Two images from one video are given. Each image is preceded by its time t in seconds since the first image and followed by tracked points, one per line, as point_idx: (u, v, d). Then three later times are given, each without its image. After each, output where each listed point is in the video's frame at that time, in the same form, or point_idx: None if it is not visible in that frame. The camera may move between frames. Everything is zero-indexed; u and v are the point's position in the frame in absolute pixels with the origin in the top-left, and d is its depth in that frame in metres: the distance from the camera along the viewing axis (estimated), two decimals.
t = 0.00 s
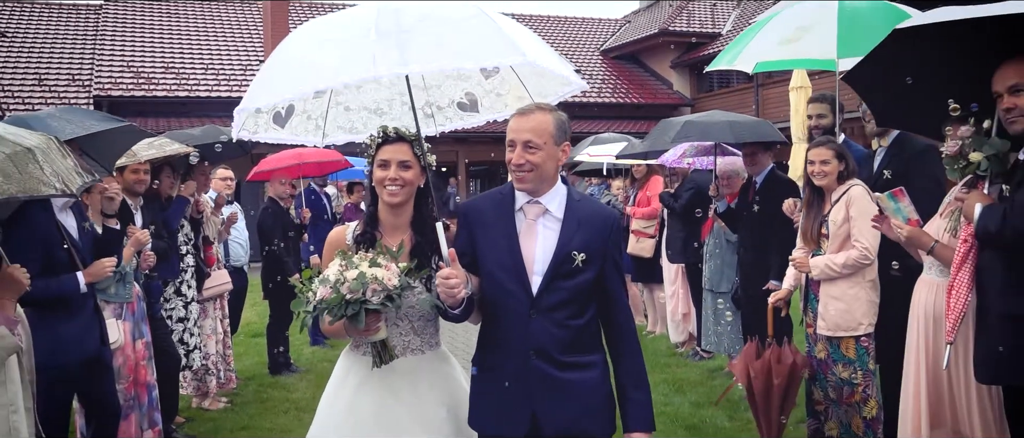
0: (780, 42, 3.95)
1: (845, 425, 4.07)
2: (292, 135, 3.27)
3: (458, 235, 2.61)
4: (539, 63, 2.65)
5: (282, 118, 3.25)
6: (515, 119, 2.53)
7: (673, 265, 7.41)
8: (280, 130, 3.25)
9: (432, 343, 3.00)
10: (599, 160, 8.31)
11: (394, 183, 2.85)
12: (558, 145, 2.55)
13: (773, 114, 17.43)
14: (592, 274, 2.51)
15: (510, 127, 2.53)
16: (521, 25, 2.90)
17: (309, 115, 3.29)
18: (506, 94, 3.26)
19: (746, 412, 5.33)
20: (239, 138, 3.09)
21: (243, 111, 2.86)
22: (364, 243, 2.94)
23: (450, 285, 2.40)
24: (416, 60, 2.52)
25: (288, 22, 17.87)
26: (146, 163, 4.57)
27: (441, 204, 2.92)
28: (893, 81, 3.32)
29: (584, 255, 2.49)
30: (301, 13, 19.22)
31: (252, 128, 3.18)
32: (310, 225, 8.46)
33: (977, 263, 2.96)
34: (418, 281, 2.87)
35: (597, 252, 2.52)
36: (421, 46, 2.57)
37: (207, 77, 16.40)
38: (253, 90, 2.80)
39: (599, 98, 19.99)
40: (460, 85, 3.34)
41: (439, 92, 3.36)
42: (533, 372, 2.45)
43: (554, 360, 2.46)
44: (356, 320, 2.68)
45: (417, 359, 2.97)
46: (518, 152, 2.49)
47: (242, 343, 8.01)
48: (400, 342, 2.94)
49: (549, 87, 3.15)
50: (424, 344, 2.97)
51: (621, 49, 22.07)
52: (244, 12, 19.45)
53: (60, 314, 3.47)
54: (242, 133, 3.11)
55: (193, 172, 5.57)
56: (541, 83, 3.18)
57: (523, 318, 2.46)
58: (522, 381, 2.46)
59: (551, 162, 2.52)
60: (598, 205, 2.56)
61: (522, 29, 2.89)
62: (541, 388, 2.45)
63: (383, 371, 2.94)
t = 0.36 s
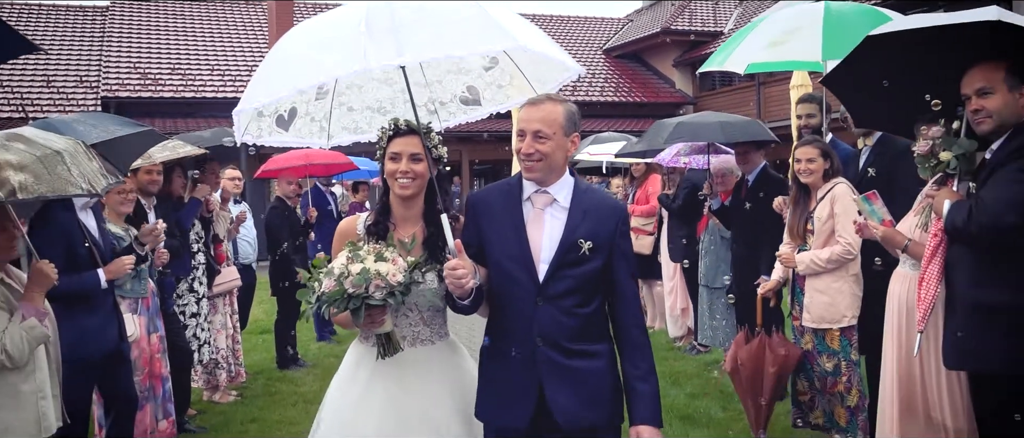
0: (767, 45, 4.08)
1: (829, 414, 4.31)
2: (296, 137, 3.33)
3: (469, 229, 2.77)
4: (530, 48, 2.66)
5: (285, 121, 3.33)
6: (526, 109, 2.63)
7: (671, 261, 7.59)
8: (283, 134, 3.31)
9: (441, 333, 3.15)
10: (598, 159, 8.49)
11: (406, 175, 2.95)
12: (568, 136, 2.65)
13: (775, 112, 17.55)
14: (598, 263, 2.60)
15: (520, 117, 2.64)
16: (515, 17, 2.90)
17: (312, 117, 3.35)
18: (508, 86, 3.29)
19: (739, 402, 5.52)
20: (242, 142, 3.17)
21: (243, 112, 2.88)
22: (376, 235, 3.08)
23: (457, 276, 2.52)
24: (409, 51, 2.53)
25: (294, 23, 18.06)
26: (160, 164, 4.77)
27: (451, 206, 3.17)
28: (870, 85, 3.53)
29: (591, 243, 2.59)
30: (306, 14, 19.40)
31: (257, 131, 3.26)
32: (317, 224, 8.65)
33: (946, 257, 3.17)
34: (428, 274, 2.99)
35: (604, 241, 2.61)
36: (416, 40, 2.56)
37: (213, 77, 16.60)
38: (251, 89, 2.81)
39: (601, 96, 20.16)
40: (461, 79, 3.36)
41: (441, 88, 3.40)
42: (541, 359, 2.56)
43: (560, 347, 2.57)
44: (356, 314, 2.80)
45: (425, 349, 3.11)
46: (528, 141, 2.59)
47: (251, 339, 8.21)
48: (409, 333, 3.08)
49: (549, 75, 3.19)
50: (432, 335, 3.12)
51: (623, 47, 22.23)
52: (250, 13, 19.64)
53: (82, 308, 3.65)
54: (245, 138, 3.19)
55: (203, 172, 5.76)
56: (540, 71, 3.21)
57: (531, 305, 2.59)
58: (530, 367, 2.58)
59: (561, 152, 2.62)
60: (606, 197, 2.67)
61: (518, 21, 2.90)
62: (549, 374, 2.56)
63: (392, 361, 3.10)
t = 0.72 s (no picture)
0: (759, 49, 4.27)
1: (818, 403, 4.45)
2: (301, 131, 3.34)
3: (478, 221, 2.89)
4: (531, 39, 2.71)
5: (290, 116, 3.32)
6: (532, 101, 2.75)
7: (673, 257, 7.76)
8: (288, 128, 3.31)
9: (450, 326, 3.27)
10: (603, 158, 8.68)
11: (413, 172, 3.07)
12: (573, 128, 2.77)
13: (781, 110, 17.69)
14: (606, 252, 2.71)
15: (526, 110, 2.75)
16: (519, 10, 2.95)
17: (316, 111, 3.37)
18: (509, 76, 3.30)
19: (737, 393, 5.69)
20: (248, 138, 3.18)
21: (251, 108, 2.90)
22: (383, 229, 3.24)
23: (464, 266, 2.63)
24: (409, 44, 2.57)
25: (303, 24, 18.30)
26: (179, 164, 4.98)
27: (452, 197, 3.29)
28: (855, 91, 3.72)
29: (598, 232, 2.71)
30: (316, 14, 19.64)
31: (262, 127, 3.28)
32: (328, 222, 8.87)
33: (924, 248, 3.38)
34: (436, 267, 3.10)
35: (611, 233, 2.72)
36: (417, 33, 2.60)
37: (225, 78, 16.85)
38: (259, 86, 2.86)
39: (609, 95, 20.33)
40: (463, 71, 3.38)
41: (442, 80, 3.42)
42: (551, 350, 2.68)
43: (570, 335, 2.68)
44: (366, 304, 2.96)
45: (435, 341, 3.24)
46: (534, 133, 2.70)
47: (264, 334, 8.43)
48: (419, 326, 3.20)
49: (549, 64, 3.24)
50: (441, 328, 3.24)
51: (630, 46, 22.40)
52: (260, 13, 19.89)
53: (108, 301, 3.86)
54: (250, 133, 3.21)
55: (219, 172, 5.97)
56: (543, 61, 3.25)
57: (542, 294, 2.69)
58: (540, 354, 2.70)
59: (566, 144, 2.74)
60: (612, 188, 2.79)
61: (524, 15, 2.94)
62: (558, 363, 2.67)
63: (402, 354, 3.22)
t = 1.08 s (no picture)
0: (758, 53, 4.43)
1: (817, 394, 4.60)
2: (314, 136, 3.46)
3: (490, 226, 2.92)
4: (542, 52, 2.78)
5: (303, 121, 3.45)
6: (539, 105, 2.78)
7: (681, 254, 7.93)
8: (301, 134, 3.45)
9: (461, 331, 3.36)
10: (613, 156, 8.85)
11: (422, 180, 3.14)
12: (581, 129, 2.80)
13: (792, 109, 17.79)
14: (616, 256, 2.73)
15: (534, 113, 2.79)
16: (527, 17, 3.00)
17: (329, 116, 3.48)
18: (518, 80, 3.45)
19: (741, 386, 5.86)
20: (260, 144, 3.33)
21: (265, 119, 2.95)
22: (396, 238, 3.26)
23: (475, 272, 2.67)
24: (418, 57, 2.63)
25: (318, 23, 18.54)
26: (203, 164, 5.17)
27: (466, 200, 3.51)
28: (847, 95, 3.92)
29: (609, 236, 2.73)
30: (330, 13, 19.87)
31: (274, 133, 3.41)
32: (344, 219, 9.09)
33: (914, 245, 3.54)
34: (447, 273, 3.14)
35: (622, 236, 2.74)
36: (425, 45, 2.67)
37: (241, 77, 17.11)
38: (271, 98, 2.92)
39: (620, 93, 20.47)
40: (474, 75, 3.54)
41: (452, 84, 3.60)
42: (564, 355, 2.71)
43: (582, 339, 2.71)
44: (376, 309, 2.98)
45: (447, 346, 3.31)
46: (544, 137, 2.74)
47: (282, 328, 8.65)
48: (433, 332, 3.27)
49: (559, 70, 3.35)
50: (453, 333, 3.32)
51: (642, 45, 22.51)
52: (274, 13, 20.14)
53: (138, 292, 4.07)
54: (263, 140, 3.36)
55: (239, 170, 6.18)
56: (553, 68, 3.37)
57: (554, 299, 2.72)
58: (554, 359, 2.73)
59: (575, 146, 2.77)
60: (622, 189, 2.80)
61: (525, 17, 3.01)
62: (570, 367, 2.71)
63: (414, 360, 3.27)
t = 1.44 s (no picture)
0: (755, 54, 4.60)
1: (815, 387, 4.77)
2: (324, 143, 3.67)
3: (492, 228, 2.99)
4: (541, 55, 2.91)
5: (313, 128, 3.64)
6: (539, 110, 2.87)
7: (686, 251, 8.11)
8: (311, 140, 3.65)
9: (464, 329, 3.25)
10: (621, 154, 9.04)
11: (426, 177, 3.07)
12: (581, 132, 2.87)
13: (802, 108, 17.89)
14: (617, 259, 2.81)
15: (534, 118, 2.87)
16: (521, 17, 3.20)
17: (338, 124, 3.68)
18: (524, 85, 3.65)
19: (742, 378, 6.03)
20: (271, 153, 3.52)
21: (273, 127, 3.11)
22: (397, 235, 3.17)
23: (483, 275, 2.74)
24: (418, 65, 2.83)
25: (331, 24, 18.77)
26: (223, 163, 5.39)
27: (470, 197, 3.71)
28: (852, 97, 4.05)
29: (611, 239, 2.80)
30: (343, 13, 20.09)
31: (285, 141, 3.64)
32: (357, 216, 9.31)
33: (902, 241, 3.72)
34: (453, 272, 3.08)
35: (623, 239, 2.82)
36: (425, 53, 2.87)
37: (256, 77, 17.36)
38: (279, 105, 3.07)
39: (631, 92, 20.61)
40: (482, 80, 3.73)
41: (460, 89, 3.78)
42: (567, 356, 2.79)
43: (586, 341, 2.79)
44: (379, 306, 2.92)
45: (451, 344, 3.21)
46: (545, 141, 2.81)
47: (297, 322, 8.87)
48: (436, 329, 3.18)
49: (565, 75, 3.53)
50: (457, 331, 3.22)
51: (653, 44, 22.64)
52: (288, 13, 20.38)
53: (162, 283, 4.29)
54: (273, 148, 3.56)
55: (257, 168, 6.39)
56: (559, 72, 3.55)
57: (559, 301, 2.80)
58: (558, 360, 2.80)
59: (576, 149, 2.85)
60: (621, 191, 2.88)
61: (517, 16, 3.18)
62: (574, 369, 2.79)
63: (416, 359, 3.18)
